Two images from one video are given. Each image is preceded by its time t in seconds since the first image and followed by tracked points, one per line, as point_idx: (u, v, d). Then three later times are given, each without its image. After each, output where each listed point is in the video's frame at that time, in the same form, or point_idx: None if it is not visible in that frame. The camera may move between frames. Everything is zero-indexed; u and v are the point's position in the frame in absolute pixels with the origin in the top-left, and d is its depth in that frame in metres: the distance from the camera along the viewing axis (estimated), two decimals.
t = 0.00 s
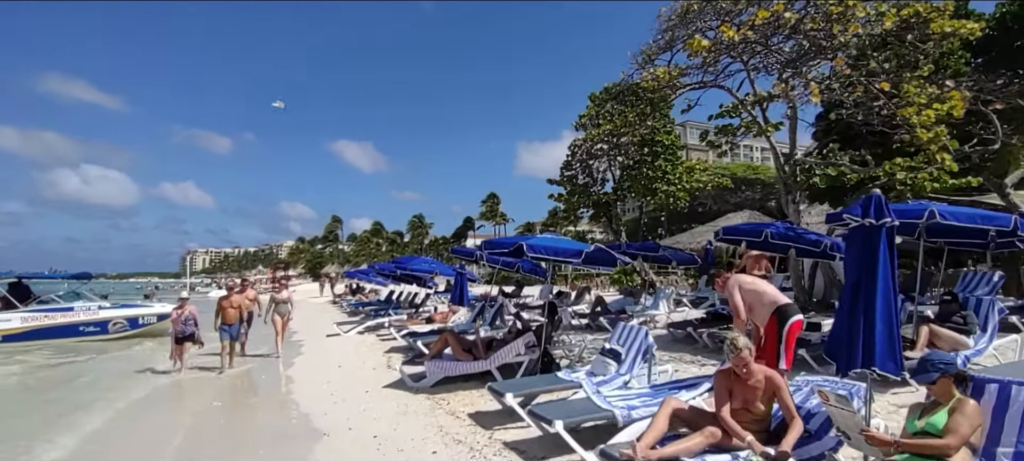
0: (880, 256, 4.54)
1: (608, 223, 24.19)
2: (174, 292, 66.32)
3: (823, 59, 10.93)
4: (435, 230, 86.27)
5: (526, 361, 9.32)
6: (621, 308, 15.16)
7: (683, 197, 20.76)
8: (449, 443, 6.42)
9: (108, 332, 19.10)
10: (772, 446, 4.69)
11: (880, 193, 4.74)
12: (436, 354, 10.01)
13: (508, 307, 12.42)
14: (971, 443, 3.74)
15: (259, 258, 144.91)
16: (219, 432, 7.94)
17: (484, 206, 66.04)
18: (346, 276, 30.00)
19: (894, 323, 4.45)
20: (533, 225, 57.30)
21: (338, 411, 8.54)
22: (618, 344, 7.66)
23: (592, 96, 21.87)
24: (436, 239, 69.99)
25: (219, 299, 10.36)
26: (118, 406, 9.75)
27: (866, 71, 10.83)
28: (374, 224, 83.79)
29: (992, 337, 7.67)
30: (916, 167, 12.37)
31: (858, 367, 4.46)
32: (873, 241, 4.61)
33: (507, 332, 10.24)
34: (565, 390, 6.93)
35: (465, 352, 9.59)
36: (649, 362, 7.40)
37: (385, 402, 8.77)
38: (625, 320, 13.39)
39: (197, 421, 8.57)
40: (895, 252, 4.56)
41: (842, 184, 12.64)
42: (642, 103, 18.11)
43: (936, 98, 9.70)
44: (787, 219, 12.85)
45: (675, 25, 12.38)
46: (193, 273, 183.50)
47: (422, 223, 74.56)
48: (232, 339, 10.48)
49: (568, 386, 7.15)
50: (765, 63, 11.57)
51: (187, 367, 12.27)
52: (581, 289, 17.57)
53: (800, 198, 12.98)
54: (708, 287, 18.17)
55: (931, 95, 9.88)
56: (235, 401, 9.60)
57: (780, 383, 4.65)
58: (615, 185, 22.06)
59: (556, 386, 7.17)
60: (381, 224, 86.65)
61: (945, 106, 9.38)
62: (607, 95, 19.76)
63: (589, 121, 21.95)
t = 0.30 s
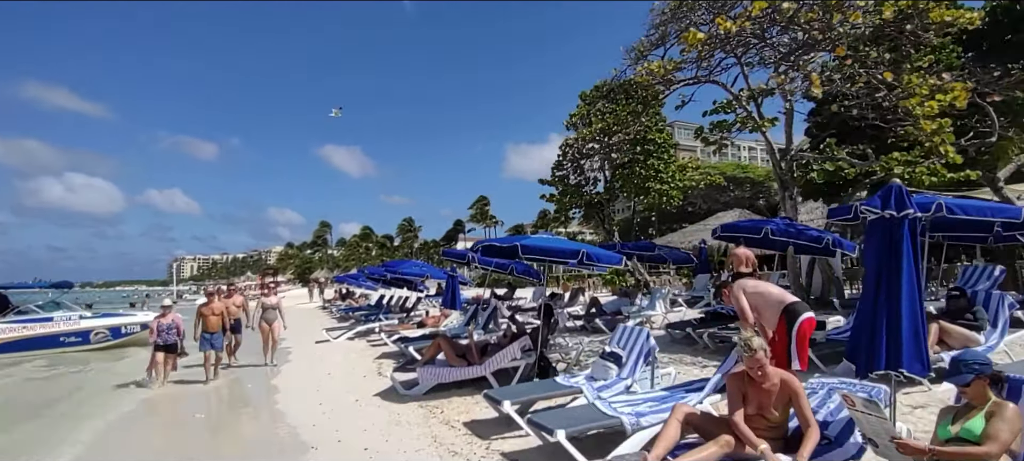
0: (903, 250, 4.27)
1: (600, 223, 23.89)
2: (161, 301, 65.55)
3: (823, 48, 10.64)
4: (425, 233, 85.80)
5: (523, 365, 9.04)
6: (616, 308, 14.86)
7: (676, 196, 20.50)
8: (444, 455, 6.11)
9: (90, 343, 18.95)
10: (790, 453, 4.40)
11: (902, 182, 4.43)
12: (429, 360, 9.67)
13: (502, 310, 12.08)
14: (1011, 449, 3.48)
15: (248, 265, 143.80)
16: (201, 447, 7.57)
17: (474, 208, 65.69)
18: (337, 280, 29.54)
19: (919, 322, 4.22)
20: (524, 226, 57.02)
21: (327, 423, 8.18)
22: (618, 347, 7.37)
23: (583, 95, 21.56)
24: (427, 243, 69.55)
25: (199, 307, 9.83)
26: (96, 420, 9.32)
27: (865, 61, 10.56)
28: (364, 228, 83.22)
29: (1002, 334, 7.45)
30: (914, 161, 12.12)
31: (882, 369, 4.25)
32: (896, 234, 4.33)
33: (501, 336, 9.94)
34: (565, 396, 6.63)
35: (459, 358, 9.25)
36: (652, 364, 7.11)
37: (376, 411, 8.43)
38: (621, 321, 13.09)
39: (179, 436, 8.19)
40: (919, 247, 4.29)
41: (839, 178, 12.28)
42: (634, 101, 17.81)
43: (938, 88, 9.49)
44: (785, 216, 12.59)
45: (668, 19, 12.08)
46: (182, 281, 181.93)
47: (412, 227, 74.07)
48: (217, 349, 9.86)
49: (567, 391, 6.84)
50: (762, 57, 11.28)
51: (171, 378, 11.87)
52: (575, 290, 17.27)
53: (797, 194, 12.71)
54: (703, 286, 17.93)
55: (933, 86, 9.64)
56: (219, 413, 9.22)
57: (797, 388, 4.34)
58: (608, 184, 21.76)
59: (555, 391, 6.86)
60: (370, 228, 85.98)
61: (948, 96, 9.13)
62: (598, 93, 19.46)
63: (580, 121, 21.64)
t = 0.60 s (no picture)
0: (939, 255, 3.94)
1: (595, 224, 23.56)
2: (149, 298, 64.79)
3: (831, 46, 10.33)
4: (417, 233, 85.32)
5: (521, 371, 8.72)
6: (614, 312, 14.56)
7: (674, 198, 20.22)
8: None
9: (71, 342, 18.79)
10: None
11: (935, 184, 4.12)
12: (423, 365, 9.32)
13: (497, 313, 11.73)
14: None
15: (238, 263, 142.78)
16: (181, 456, 7.18)
17: (467, 208, 65.31)
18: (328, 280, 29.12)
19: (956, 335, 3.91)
20: (517, 226, 56.71)
21: (316, 431, 7.82)
22: (622, 354, 7.04)
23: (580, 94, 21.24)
24: (419, 242, 69.10)
25: (183, 310, 9.37)
26: (71, 426, 8.89)
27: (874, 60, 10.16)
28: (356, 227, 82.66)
29: (1019, 343, 7.20)
30: (918, 164, 11.80)
31: (916, 384, 3.93)
32: (930, 239, 4.00)
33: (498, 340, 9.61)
34: (567, 405, 6.30)
35: (454, 363, 8.90)
36: (657, 372, 6.78)
37: (367, 419, 8.08)
38: (619, 325, 12.77)
39: (157, 444, 7.79)
40: (955, 253, 3.97)
41: (844, 181, 11.87)
42: (633, 101, 17.48)
43: (951, 89, 9.36)
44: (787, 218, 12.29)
45: (671, 16, 11.74)
46: (171, 278, 180.50)
47: (404, 226, 73.58)
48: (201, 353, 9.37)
49: (569, 401, 6.50)
50: (767, 56, 10.96)
51: (153, 381, 11.46)
52: (571, 292, 16.97)
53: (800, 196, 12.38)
54: (701, 289, 17.66)
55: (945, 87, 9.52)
56: (202, 419, 8.84)
57: (823, 404, 4.04)
58: (604, 185, 21.45)
59: (556, 400, 6.53)
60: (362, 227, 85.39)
61: (961, 97, 8.87)
62: (596, 92, 19.12)
63: (576, 121, 21.30)
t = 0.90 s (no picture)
0: (997, 258, 3.63)
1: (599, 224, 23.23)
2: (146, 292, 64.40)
3: (852, 42, 10.00)
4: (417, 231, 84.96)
5: (526, 373, 8.39)
6: (618, 313, 14.24)
7: (680, 198, 19.85)
8: None
9: (65, 334, 18.52)
10: None
11: (988, 180, 3.81)
12: (424, 364, 9.00)
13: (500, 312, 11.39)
14: None
15: (237, 257, 142.37)
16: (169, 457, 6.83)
17: (468, 206, 64.98)
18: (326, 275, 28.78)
19: (1013, 342, 3.63)
20: (518, 226, 56.35)
21: (312, 432, 7.48)
22: (634, 358, 6.71)
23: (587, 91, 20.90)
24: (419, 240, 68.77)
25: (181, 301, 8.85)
26: (57, 423, 8.55)
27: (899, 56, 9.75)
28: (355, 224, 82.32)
29: None
30: (934, 166, 11.48)
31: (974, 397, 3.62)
32: (985, 240, 3.69)
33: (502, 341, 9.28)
34: (577, 410, 5.98)
35: (456, 363, 8.57)
36: (671, 377, 6.46)
37: (366, 420, 7.75)
38: (624, 326, 12.44)
39: (145, 443, 7.45)
40: (1012, 254, 3.67)
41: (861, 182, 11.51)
42: (641, 99, 17.12)
43: (978, 88, 8.98)
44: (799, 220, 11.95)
45: (686, 10, 11.40)
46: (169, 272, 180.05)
47: (404, 223, 73.24)
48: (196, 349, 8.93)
49: (578, 406, 6.18)
50: (784, 52, 10.64)
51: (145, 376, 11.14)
52: (574, 292, 16.65)
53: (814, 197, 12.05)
54: (706, 292, 17.33)
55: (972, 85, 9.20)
56: (193, 417, 8.50)
57: (862, 415, 3.73)
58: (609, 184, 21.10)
59: (565, 405, 6.21)
60: (362, 224, 85.00)
61: (990, 96, 8.54)
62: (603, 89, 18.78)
63: (581, 119, 20.94)
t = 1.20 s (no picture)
0: None
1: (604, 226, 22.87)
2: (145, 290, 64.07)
3: (871, 39, 9.70)
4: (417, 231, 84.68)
5: (535, 380, 8.03)
6: (626, 316, 13.87)
7: (687, 199, 19.49)
8: None
9: (60, 333, 18.19)
10: None
11: None
12: (428, 370, 8.64)
13: (506, 316, 11.05)
14: None
15: (237, 256, 142.16)
16: None
17: (469, 207, 64.69)
18: (327, 275, 28.42)
19: None
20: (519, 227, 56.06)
21: (312, 441, 7.15)
22: (651, 367, 6.36)
23: (593, 90, 20.55)
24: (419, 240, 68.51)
25: (173, 304, 8.50)
26: (47, 428, 8.23)
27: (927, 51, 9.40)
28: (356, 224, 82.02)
29: None
30: (955, 168, 11.11)
31: None
32: None
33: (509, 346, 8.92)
34: (593, 422, 5.63)
35: (462, 369, 8.22)
36: (691, 388, 6.10)
37: (368, 429, 7.41)
38: (633, 331, 12.09)
39: (135, 450, 7.10)
40: None
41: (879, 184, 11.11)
42: (649, 98, 16.74)
43: (1008, 87, 8.62)
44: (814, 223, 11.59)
45: (700, 5, 11.07)
46: (169, 270, 179.73)
47: (405, 223, 72.95)
48: (194, 354, 8.58)
49: (593, 418, 5.84)
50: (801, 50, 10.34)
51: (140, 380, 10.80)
52: (579, 295, 16.32)
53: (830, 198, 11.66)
54: (714, 295, 16.98)
55: (1001, 84, 8.84)
56: (188, 423, 8.16)
57: (919, 439, 3.40)
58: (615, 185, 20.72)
59: (580, 417, 5.86)
60: (362, 223, 84.80)
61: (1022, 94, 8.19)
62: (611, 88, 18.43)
63: (588, 118, 20.55)
